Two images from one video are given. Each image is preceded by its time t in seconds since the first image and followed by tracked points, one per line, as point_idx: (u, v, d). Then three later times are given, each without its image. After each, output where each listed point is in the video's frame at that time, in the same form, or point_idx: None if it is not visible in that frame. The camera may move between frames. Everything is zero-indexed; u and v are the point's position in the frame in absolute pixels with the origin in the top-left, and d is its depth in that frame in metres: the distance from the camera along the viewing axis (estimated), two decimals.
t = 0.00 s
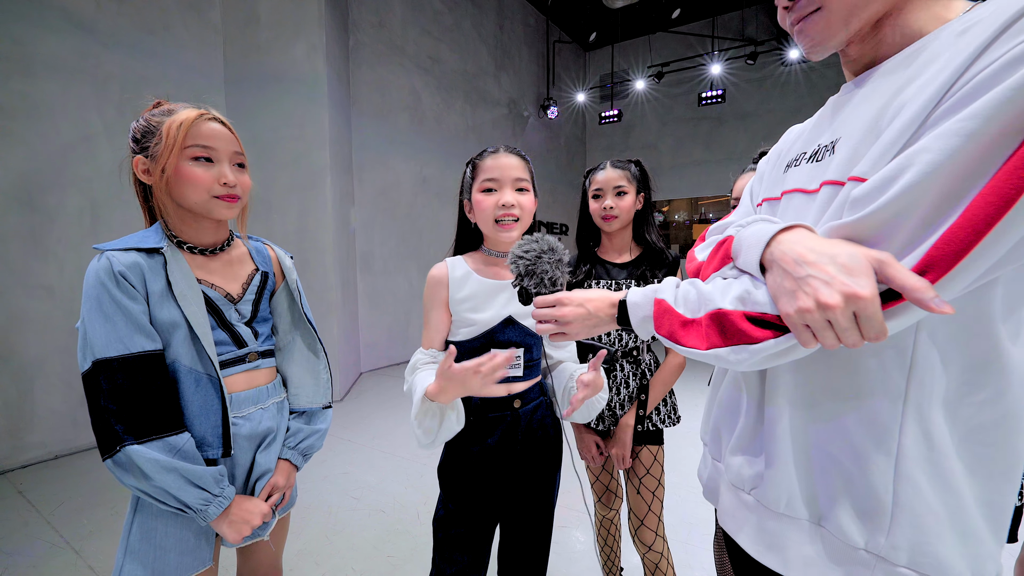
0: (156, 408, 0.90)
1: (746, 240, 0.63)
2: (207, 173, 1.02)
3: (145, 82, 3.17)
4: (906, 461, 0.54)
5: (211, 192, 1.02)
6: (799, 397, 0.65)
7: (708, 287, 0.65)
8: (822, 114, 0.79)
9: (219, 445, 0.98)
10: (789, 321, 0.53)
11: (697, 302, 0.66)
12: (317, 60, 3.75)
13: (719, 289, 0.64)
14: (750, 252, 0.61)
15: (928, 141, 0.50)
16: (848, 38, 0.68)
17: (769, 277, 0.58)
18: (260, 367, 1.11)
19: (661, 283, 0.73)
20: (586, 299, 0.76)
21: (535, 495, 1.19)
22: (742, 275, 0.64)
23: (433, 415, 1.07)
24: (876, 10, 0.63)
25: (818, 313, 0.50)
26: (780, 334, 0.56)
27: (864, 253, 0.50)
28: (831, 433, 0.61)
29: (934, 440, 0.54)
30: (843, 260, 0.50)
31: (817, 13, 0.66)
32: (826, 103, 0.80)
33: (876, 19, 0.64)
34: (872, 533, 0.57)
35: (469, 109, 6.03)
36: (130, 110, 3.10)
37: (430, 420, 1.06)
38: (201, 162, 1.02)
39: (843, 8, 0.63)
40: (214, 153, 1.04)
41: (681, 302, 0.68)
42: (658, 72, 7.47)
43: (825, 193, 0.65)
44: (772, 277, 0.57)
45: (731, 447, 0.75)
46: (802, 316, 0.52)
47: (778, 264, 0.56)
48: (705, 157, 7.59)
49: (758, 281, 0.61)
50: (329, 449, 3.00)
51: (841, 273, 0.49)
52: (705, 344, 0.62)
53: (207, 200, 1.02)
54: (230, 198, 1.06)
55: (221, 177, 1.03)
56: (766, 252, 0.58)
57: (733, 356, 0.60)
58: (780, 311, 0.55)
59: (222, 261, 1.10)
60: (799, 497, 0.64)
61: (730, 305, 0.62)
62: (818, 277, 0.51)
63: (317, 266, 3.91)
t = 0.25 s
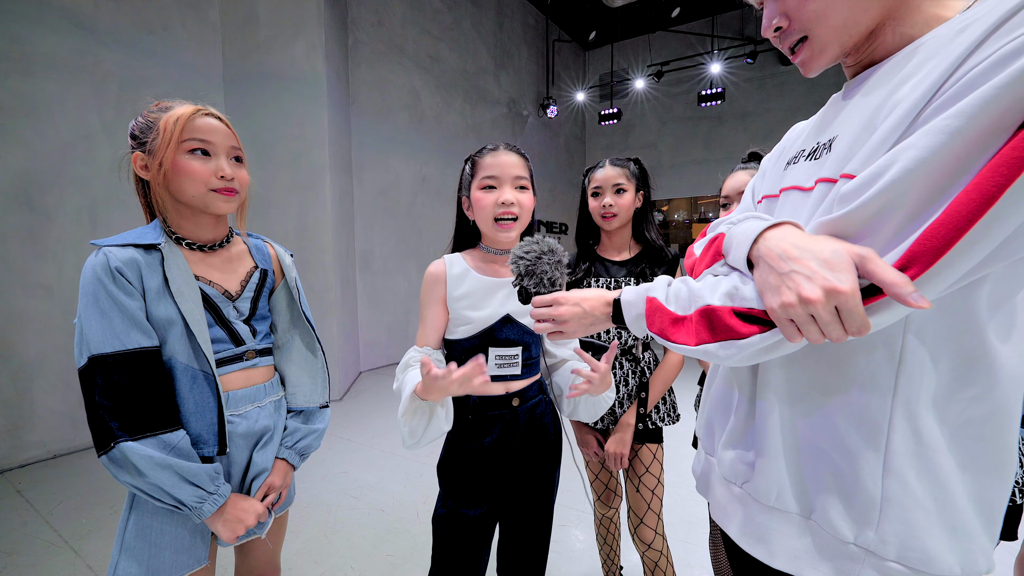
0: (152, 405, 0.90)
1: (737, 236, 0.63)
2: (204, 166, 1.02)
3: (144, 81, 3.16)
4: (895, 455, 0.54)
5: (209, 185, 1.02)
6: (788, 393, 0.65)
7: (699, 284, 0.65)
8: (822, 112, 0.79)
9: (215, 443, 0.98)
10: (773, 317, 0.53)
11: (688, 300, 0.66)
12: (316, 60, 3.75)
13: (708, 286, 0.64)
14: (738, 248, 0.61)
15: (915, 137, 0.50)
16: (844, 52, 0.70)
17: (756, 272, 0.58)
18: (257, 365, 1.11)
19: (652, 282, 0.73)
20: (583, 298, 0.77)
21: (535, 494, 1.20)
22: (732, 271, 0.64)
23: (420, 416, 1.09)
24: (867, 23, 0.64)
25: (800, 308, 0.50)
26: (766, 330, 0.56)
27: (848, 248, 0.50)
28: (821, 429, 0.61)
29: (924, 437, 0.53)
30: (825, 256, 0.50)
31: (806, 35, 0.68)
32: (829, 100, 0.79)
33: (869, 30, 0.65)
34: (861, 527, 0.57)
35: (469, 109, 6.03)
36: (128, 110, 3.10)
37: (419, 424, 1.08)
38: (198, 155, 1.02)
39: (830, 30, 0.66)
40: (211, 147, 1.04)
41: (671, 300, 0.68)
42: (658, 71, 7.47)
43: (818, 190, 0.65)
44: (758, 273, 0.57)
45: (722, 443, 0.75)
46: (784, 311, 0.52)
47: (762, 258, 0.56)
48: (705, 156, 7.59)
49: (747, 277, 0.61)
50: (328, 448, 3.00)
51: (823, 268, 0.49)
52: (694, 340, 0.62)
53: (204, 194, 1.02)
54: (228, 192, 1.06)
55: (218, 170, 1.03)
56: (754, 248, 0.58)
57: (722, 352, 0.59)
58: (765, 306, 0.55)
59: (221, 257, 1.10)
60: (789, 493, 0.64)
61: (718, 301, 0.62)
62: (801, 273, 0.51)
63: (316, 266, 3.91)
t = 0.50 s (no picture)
0: (148, 405, 0.89)
1: (736, 236, 0.62)
2: (205, 167, 1.01)
3: (143, 80, 3.16)
4: (900, 461, 0.53)
5: (209, 186, 1.01)
6: (790, 397, 0.64)
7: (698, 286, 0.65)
8: (818, 109, 0.78)
9: (212, 444, 0.97)
10: (775, 320, 0.52)
11: (687, 303, 0.65)
12: (315, 59, 3.75)
13: (708, 288, 0.63)
14: (737, 249, 0.60)
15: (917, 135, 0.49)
16: (842, 42, 0.69)
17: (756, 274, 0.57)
18: (255, 365, 1.10)
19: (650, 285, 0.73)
20: (580, 301, 0.76)
21: (534, 495, 1.19)
22: (731, 273, 0.63)
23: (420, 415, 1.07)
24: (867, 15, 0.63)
25: (803, 312, 0.49)
26: (767, 334, 0.55)
27: (850, 250, 0.49)
28: (824, 433, 0.60)
29: (931, 440, 0.52)
30: (828, 257, 0.49)
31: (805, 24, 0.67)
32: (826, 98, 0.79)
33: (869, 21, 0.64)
34: (866, 533, 0.56)
35: (469, 108, 6.02)
36: (128, 109, 3.09)
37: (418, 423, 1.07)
38: (199, 155, 1.01)
39: (830, 19, 0.64)
40: (211, 148, 1.03)
41: (670, 303, 0.67)
42: (658, 70, 7.45)
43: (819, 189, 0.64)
44: (758, 275, 0.56)
45: (724, 447, 0.74)
46: (787, 314, 0.51)
47: (763, 260, 0.55)
48: (706, 156, 7.57)
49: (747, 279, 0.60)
50: (328, 448, 3.00)
51: (826, 270, 0.49)
52: (694, 344, 0.61)
53: (204, 194, 1.01)
54: (228, 193, 1.05)
55: (218, 171, 1.02)
56: (754, 249, 0.57)
57: (723, 356, 0.59)
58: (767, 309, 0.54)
59: (220, 257, 1.09)
60: (791, 497, 0.63)
61: (718, 304, 0.61)
62: (803, 275, 0.50)
63: (316, 265, 3.90)
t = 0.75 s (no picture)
0: (142, 406, 0.88)
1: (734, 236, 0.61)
2: (202, 170, 0.98)
3: (142, 80, 3.16)
4: (906, 467, 0.52)
5: (206, 189, 0.98)
6: (793, 401, 0.64)
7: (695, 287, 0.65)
8: (813, 107, 0.77)
9: (207, 444, 0.96)
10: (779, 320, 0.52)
11: (685, 304, 0.65)
12: (315, 58, 3.74)
13: (706, 289, 0.63)
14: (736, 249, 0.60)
15: (919, 129, 0.48)
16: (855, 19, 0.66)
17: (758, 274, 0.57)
18: (250, 365, 1.09)
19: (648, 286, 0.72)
20: (574, 305, 0.78)
21: (530, 494, 1.18)
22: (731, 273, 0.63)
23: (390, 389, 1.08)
24: None
25: (808, 311, 0.49)
26: (770, 336, 0.54)
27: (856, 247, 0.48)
28: (828, 437, 0.59)
29: (935, 442, 0.52)
30: (833, 256, 0.48)
31: None
32: (821, 96, 0.78)
33: None
34: (871, 540, 0.55)
35: (469, 108, 6.01)
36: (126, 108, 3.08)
37: (384, 398, 1.06)
38: (196, 158, 0.98)
39: None
40: (209, 150, 1.00)
41: (668, 305, 0.67)
42: (658, 70, 7.44)
43: (816, 187, 0.63)
44: (760, 274, 0.56)
45: (724, 452, 0.73)
46: (792, 315, 0.50)
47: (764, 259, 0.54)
48: (706, 156, 7.54)
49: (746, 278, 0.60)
50: (326, 449, 2.98)
51: (831, 268, 0.48)
52: (694, 347, 0.61)
53: (201, 197, 0.99)
54: (225, 195, 1.03)
55: (216, 174, 0.99)
56: (755, 247, 0.57)
57: (724, 359, 0.58)
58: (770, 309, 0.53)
59: (216, 258, 1.08)
60: (793, 502, 0.62)
61: (718, 305, 0.60)
62: (807, 275, 0.49)
63: (314, 265, 3.89)
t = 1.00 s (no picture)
0: (131, 408, 0.86)
1: (745, 235, 0.62)
2: (193, 169, 0.95)
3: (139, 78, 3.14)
4: (917, 475, 0.50)
5: (197, 188, 0.95)
6: (800, 406, 0.62)
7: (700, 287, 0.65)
8: (824, 100, 0.76)
9: (198, 446, 0.94)
10: (792, 321, 0.53)
11: (690, 304, 0.65)
12: (313, 57, 3.72)
13: (711, 289, 0.64)
14: (747, 248, 0.60)
15: (944, 123, 0.48)
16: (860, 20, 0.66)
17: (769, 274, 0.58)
18: (242, 365, 1.07)
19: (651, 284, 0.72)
20: (571, 303, 0.76)
21: (525, 495, 1.16)
22: (738, 273, 0.63)
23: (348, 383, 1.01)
24: None
25: (825, 312, 0.49)
26: (780, 338, 0.55)
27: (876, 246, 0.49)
28: (835, 444, 0.58)
29: (947, 448, 0.50)
30: (852, 256, 0.49)
31: None
32: (827, 91, 0.78)
33: None
34: (880, 552, 0.53)
35: (468, 107, 5.98)
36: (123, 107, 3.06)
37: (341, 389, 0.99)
38: (187, 156, 0.95)
39: None
40: (201, 148, 0.97)
41: (672, 305, 0.67)
42: (658, 69, 7.42)
43: (828, 181, 0.62)
44: (772, 274, 0.56)
45: (725, 457, 0.72)
46: (807, 314, 0.51)
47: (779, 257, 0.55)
48: (706, 155, 7.52)
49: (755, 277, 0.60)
50: (324, 450, 2.96)
51: (849, 268, 0.49)
52: (700, 349, 0.61)
53: (192, 197, 0.95)
54: (217, 195, 0.99)
55: (207, 172, 0.96)
56: (765, 246, 0.58)
57: (731, 362, 0.59)
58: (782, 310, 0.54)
59: (208, 257, 1.06)
60: (799, 511, 0.61)
61: (726, 306, 0.61)
62: (824, 275, 0.50)
63: (313, 264, 3.87)
